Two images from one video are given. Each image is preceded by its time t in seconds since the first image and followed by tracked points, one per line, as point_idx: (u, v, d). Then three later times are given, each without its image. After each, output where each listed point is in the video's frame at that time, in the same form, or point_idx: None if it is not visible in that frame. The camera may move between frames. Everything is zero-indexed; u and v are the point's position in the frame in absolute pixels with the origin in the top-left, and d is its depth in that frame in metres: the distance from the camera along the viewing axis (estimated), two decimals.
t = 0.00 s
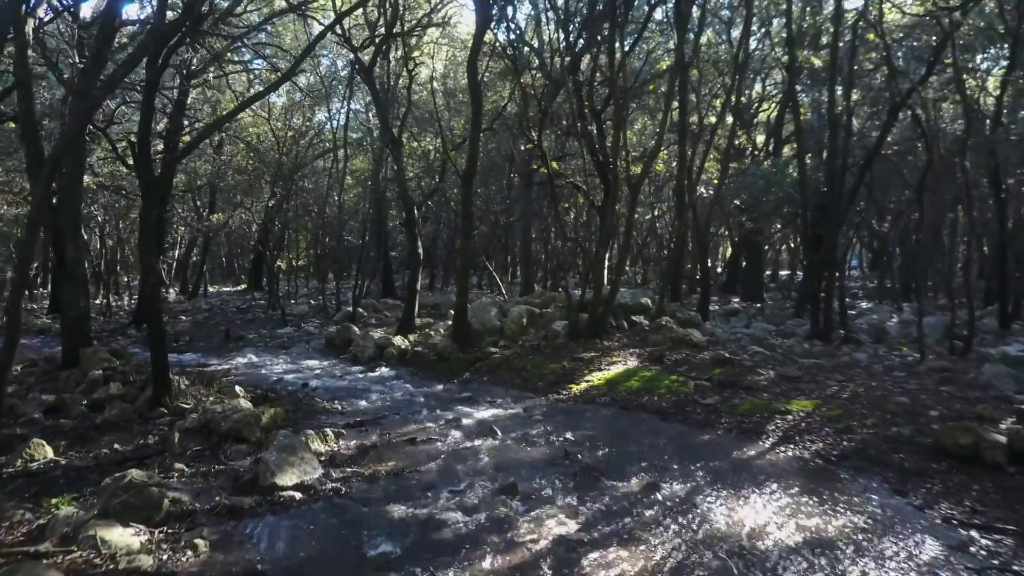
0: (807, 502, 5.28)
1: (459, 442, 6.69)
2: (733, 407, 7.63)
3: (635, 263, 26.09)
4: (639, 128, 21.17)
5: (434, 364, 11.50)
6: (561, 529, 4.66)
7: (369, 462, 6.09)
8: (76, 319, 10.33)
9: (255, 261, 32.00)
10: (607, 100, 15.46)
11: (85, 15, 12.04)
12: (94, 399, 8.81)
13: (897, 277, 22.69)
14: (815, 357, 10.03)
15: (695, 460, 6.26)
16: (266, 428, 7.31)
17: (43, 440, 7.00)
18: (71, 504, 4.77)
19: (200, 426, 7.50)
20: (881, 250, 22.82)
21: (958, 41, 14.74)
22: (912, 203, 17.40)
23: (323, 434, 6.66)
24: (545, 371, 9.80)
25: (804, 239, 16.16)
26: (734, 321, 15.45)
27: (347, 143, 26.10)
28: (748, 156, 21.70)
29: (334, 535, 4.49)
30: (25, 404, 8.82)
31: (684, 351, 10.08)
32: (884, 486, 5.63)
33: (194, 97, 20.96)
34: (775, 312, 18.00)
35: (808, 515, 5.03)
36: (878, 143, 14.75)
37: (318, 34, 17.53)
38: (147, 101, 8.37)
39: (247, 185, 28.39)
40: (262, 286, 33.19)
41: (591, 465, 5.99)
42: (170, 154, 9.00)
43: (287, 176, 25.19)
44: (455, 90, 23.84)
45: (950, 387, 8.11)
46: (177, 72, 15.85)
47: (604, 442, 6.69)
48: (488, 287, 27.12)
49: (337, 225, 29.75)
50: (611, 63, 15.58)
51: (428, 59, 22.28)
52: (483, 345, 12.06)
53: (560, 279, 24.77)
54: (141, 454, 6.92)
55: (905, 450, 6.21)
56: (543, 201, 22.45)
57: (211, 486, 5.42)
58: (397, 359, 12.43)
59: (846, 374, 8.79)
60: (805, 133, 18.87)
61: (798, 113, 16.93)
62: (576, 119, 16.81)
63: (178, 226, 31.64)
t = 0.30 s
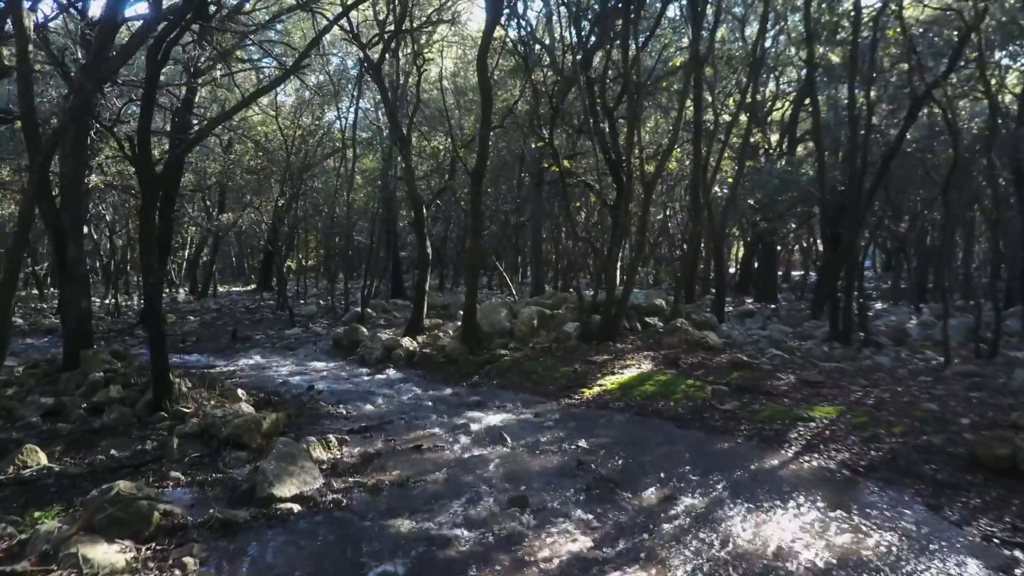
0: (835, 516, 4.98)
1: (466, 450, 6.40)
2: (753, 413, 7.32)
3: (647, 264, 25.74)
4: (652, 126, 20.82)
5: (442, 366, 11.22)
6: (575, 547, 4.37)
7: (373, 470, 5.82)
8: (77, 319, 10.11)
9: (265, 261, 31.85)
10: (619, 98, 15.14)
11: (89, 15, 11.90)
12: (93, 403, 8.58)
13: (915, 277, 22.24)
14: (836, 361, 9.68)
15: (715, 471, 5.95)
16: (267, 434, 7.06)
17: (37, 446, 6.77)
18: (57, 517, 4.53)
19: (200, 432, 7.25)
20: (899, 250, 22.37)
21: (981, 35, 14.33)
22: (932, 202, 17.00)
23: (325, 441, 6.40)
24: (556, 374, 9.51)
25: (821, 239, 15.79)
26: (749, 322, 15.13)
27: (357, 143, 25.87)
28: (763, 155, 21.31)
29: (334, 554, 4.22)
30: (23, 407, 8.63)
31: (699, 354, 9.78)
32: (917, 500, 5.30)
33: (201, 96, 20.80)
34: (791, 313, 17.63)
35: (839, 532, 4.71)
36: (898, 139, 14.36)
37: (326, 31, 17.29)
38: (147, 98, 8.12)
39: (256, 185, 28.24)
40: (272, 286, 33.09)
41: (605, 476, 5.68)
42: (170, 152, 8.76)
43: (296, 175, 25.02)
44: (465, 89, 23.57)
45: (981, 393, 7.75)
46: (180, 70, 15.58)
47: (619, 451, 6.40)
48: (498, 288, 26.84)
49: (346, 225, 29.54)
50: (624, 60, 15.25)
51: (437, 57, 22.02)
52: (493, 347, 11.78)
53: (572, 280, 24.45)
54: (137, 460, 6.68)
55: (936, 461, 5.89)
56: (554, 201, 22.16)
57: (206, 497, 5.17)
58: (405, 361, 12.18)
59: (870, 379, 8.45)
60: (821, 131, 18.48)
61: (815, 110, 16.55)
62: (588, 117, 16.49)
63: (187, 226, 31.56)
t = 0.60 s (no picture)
0: (866, 534, 4.67)
1: (473, 458, 6.13)
2: (773, 420, 7.01)
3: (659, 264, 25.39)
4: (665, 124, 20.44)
5: (451, 369, 10.96)
6: (588, 568, 4.09)
7: (376, 480, 5.55)
8: (76, 321, 9.87)
9: (274, 261, 31.71)
10: (632, 95, 14.80)
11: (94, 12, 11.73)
12: (92, 406, 8.36)
13: (933, 278, 21.82)
14: (858, 365, 9.35)
15: (735, 482, 5.64)
16: (268, 440, 6.81)
17: (30, 453, 6.54)
18: (40, 532, 4.30)
19: (200, 439, 7.00)
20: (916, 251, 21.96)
21: (1007, 29, 13.90)
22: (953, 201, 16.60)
23: (327, 448, 6.16)
24: (567, 378, 9.23)
25: (839, 239, 15.42)
26: (765, 324, 14.79)
27: (365, 142, 25.65)
28: (779, 153, 20.93)
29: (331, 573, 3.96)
30: (21, 411, 8.42)
31: (716, 358, 9.47)
32: (953, 515, 4.99)
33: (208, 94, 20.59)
34: (806, 314, 17.28)
35: (870, 552, 4.41)
36: (918, 137, 13.95)
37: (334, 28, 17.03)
38: (145, 95, 7.88)
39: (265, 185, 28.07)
40: (281, 285, 32.96)
41: (619, 488, 5.39)
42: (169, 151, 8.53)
43: (304, 175, 24.82)
44: (476, 87, 23.29)
45: (1013, 400, 7.40)
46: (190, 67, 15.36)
47: (633, 459, 6.11)
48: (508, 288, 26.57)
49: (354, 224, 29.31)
50: (638, 56, 14.91)
51: (447, 55, 21.74)
52: (502, 348, 11.51)
53: (582, 281, 24.12)
54: (133, 467, 6.43)
55: (971, 474, 5.58)
56: (565, 200, 21.85)
57: (199, 509, 4.92)
58: (412, 363, 11.91)
59: (895, 384, 8.11)
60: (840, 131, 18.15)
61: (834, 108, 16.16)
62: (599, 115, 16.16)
63: (197, 225, 31.46)
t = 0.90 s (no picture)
0: (900, 553, 4.36)
1: (482, 468, 5.86)
2: (795, 428, 6.70)
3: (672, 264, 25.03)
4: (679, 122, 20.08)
5: (459, 372, 10.70)
6: None
7: (379, 491, 5.29)
8: (76, 322, 9.67)
9: (283, 261, 31.56)
10: (645, 92, 14.47)
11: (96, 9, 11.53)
12: (90, 410, 8.14)
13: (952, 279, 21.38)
14: (881, 370, 9.02)
15: (758, 494, 5.34)
16: (269, 447, 6.57)
17: (22, 459, 6.30)
18: (20, 549, 4.06)
19: (199, 445, 6.76)
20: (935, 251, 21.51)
21: None
22: (974, 200, 16.20)
23: (329, 457, 5.90)
24: (579, 382, 8.94)
25: (858, 240, 15.05)
26: (782, 326, 14.46)
27: (375, 141, 25.44)
28: (794, 152, 20.55)
29: None
30: (19, 414, 8.21)
31: (733, 362, 9.15)
32: (992, 533, 4.67)
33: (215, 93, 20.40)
34: (824, 315, 16.91)
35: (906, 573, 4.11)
36: (940, 134, 13.54)
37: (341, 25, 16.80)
38: (142, 91, 7.65)
39: (274, 184, 27.90)
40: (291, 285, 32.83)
41: (635, 501, 5.10)
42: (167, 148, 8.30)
43: (313, 175, 24.64)
44: (486, 86, 23.04)
45: None
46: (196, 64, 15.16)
47: (650, 470, 5.83)
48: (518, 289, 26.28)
49: (364, 224, 29.11)
50: (651, 53, 14.58)
51: (457, 53, 21.49)
52: (511, 351, 11.23)
53: (594, 281, 23.81)
54: (128, 474, 6.20)
55: (1009, 487, 5.26)
56: (576, 199, 21.55)
57: (192, 523, 4.67)
58: (420, 366, 11.65)
59: (922, 390, 7.77)
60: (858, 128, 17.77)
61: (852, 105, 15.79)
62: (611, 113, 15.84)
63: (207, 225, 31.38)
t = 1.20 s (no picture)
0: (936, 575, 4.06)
1: (489, 479, 5.58)
2: (818, 437, 6.38)
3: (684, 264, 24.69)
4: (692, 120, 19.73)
5: (467, 375, 10.43)
6: None
7: (381, 503, 5.01)
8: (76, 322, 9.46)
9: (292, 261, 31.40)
10: (658, 89, 14.14)
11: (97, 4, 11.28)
12: (88, 414, 7.91)
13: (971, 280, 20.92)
14: (906, 375, 8.68)
15: (782, 509, 5.03)
16: (268, 454, 6.31)
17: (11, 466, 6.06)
18: None
19: (197, 451, 6.51)
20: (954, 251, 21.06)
21: None
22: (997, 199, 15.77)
23: (329, 466, 5.64)
24: (591, 386, 8.64)
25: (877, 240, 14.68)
26: (798, 328, 14.13)
27: (383, 140, 25.20)
28: (810, 151, 20.14)
29: None
30: (14, 418, 7.99)
31: (750, 366, 8.83)
32: None
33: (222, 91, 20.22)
34: (841, 317, 16.54)
35: None
36: (963, 131, 13.15)
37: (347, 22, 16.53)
38: (141, 85, 7.43)
39: (283, 184, 27.71)
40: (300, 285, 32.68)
41: (651, 517, 4.81)
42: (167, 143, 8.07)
43: (321, 174, 24.43)
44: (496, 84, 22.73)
45: None
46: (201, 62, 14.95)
47: (666, 481, 5.53)
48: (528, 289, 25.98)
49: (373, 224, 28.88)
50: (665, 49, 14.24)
51: (467, 51, 21.19)
52: (521, 353, 10.95)
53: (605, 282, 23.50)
54: (122, 482, 5.95)
55: None
56: (587, 198, 21.24)
57: (182, 538, 4.41)
58: (428, 368, 11.38)
59: (950, 397, 7.43)
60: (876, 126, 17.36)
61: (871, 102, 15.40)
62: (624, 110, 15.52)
63: (216, 224, 31.25)
